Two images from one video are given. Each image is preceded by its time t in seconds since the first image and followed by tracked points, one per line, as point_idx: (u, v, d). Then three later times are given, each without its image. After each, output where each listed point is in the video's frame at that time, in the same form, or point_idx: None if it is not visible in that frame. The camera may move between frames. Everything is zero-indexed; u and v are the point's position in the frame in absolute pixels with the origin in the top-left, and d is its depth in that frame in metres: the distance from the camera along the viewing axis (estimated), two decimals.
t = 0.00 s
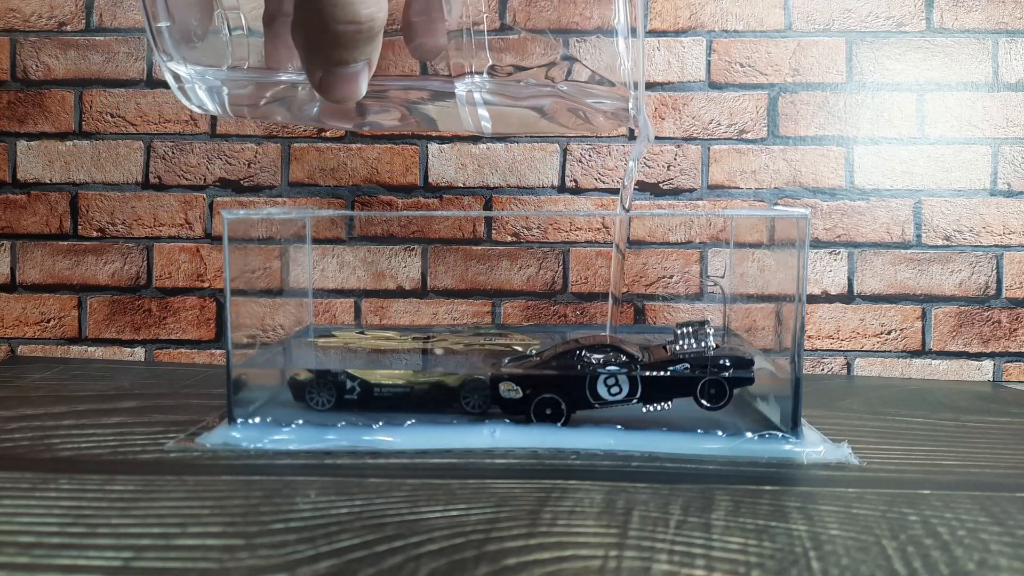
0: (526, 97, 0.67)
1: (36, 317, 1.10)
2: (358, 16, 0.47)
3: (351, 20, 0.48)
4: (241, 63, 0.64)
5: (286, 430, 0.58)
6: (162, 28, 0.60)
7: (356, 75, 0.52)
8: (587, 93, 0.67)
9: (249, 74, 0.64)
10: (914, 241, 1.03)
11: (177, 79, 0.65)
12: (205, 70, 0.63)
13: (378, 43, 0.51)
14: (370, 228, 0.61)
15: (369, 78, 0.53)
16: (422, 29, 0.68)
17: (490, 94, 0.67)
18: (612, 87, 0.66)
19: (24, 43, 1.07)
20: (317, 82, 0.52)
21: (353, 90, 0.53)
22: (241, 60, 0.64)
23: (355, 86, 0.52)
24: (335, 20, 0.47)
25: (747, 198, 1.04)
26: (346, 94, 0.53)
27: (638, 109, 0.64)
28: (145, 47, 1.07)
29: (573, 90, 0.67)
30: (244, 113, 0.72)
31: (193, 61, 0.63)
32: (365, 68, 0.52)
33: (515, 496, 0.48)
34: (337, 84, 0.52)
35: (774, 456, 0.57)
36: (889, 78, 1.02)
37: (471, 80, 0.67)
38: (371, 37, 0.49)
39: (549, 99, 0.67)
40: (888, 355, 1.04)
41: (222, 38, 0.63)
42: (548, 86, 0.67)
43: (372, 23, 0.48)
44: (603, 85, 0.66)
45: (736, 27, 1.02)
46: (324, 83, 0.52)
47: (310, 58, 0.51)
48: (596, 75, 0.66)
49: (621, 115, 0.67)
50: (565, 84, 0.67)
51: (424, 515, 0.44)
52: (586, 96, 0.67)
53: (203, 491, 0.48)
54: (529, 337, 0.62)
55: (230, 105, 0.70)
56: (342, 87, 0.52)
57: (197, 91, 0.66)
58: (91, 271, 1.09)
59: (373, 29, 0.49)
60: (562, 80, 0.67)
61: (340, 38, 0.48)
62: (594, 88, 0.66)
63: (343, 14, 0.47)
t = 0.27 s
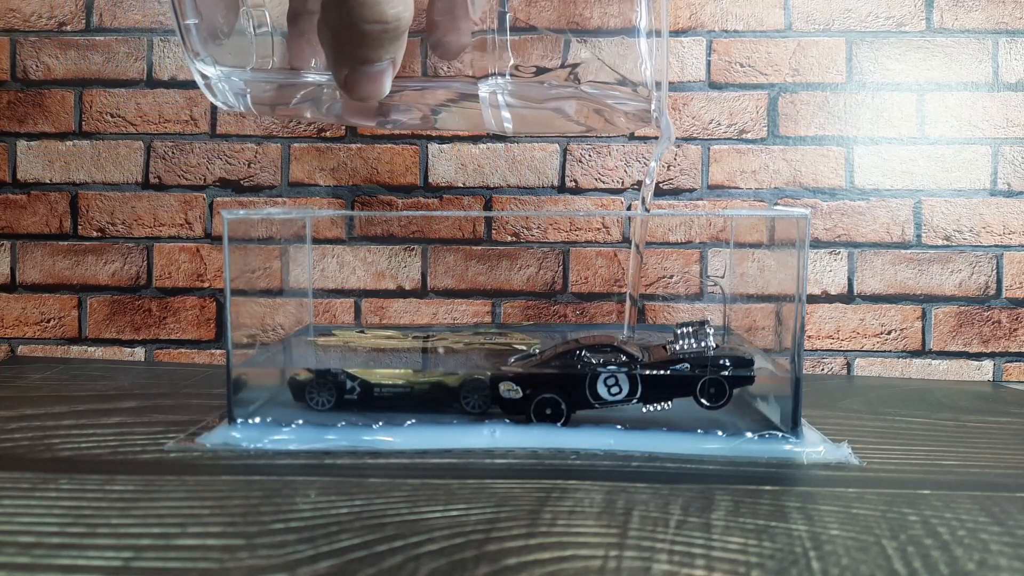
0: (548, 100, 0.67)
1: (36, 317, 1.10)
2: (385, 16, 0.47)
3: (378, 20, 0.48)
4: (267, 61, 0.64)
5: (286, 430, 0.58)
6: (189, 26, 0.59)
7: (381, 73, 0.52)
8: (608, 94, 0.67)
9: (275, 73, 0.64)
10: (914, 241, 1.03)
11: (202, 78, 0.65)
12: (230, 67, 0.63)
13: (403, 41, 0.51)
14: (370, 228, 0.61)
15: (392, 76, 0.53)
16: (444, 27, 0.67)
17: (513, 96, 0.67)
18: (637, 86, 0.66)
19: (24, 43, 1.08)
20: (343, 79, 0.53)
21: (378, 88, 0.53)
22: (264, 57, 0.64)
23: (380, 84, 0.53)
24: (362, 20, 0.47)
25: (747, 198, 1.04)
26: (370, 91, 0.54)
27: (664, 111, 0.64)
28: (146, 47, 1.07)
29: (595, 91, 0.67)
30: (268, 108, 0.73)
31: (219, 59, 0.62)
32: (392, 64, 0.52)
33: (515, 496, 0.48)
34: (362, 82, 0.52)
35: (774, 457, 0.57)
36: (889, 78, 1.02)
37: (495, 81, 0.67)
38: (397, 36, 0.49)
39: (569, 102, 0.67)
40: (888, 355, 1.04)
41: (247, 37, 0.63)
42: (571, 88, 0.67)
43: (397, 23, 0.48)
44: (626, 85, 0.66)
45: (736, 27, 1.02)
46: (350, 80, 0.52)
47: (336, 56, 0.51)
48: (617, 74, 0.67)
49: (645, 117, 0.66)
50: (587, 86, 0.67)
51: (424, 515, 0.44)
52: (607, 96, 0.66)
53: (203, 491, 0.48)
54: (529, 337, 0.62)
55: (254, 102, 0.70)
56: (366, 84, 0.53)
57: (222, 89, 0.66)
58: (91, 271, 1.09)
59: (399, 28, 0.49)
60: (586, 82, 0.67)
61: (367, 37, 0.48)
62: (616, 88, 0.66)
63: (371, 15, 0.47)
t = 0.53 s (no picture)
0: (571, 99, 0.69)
1: (36, 317, 1.10)
2: (408, 15, 0.49)
3: (402, 18, 0.50)
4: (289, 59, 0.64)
5: (286, 430, 0.58)
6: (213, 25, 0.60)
7: (403, 71, 0.55)
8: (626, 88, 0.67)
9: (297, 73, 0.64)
10: (914, 241, 1.03)
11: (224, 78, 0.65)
12: (251, 66, 0.63)
13: (425, 40, 0.53)
14: (370, 228, 0.61)
15: (413, 75, 0.56)
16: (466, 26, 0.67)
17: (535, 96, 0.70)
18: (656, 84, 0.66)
19: (24, 43, 1.08)
20: (366, 77, 0.55)
21: (399, 86, 0.56)
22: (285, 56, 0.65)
23: (402, 82, 0.55)
24: (386, 20, 0.50)
25: (747, 198, 1.04)
26: (392, 87, 0.56)
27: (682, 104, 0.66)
28: (145, 47, 1.07)
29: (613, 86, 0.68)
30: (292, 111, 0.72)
31: (242, 58, 0.63)
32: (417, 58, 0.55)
33: (515, 496, 0.48)
34: (384, 80, 0.55)
35: (774, 457, 0.57)
36: (889, 78, 1.02)
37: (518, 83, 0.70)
38: (419, 34, 0.51)
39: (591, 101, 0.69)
40: (888, 355, 1.04)
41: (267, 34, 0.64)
42: (593, 86, 0.68)
43: (421, 21, 0.50)
44: (643, 84, 0.66)
45: (736, 27, 1.02)
46: (373, 77, 0.55)
47: (359, 54, 0.54)
48: (633, 72, 0.67)
49: (666, 115, 0.67)
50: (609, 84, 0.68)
51: (424, 515, 0.44)
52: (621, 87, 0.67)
53: (203, 491, 0.48)
54: (529, 337, 0.62)
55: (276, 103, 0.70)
56: (388, 81, 0.55)
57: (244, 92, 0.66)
58: (91, 271, 1.09)
59: (422, 26, 0.51)
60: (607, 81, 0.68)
61: (391, 36, 0.50)
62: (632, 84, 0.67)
63: (395, 15, 0.49)
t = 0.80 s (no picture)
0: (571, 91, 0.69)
1: (36, 317, 1.10)
2: (412, 4, 0.51)
3: (406, 7, 0.52)
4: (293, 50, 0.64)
5: (286, 430, 0.58)
6: (217, 14, 0.60)
7: (406, 62, 0.56)
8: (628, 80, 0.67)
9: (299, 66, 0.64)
10: (914, 241, 1.03)
11: (228, 68, 0.65)
12: (255, 58, 0.64)
13: (427, 30, 0.55)
14: (369, 228, 0.61)
15: (416, 66, 0.57)
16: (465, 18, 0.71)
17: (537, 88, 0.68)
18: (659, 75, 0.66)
19: (24, 43, 1.08)
20: (370, 69, 0.56)
21: (402, 77, 0.57)
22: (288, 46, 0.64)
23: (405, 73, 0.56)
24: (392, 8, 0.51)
25: (747, 198, 1.04)
26: (396, 78, 0.57)
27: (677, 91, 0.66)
28: (145, 47, 1.07)
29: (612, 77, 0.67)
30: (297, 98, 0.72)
31: (245, 50, 0.63)
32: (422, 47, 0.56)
33: (515, 496, 0.48)
34: (388, 71, 0.56)
35: (774, 456, 0.57)
36: (889, 78, 1.02)
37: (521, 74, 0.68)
38: (423, 23, 0.53)
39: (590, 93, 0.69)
40: (888, 355, 1.04)
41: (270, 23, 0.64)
42: (595, 78, 0.67)
43: (424, 11, 0.52)
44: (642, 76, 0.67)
45: (736, 27, 1.02)
46: (377, 67, 0.56)
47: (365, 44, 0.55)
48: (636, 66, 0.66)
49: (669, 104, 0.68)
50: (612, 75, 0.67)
51: (424, 515, 0.44)
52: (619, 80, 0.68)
53: (203, 491, 0.48)
54: (529, 336, 0.62)
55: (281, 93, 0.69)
56: (392, 73, 0.56)
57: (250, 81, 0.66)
58: (91, 271, 1.09)
59: (426, 15, 0.53)
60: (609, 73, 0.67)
61: (395, 24, 0.52)
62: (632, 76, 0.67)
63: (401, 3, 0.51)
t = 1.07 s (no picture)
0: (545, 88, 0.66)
1: (36, 317, 1.10)
2: None
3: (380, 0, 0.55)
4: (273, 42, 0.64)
5: (287, 430, 0.58)
6: (194, 3, 0.59)
7: (380, 55, 0.59)
8: (606, 77, 0.64)
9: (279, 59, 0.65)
10: (914, 241, 1.03)
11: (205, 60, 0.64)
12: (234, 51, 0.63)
13: (400, 25, 0.59)
14: (370, 228, 0.61)
15: (390, 60, 0.60)
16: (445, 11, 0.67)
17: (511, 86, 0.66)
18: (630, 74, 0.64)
19: (24, 43, 1.07)
20: (343, 61, 0.59)
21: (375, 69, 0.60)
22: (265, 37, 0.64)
23: (378, 65, 0.60)
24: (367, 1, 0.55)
25: (747, 198, 1.04)
26: (371, 69, 0.60)
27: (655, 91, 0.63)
28: (145, 47, 1.07)
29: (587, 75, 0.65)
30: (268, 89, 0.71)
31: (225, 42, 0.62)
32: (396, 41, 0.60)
33: (515, 496, 0.48)
34: (361, 62, 0.59)
35: (774, 456, 0.57)
36: (889, 78, 1.02)
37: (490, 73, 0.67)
38: (396, 17, 0.57)
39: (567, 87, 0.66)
40: (888, 355, 1.04)
41: (252, 14, 0.63)
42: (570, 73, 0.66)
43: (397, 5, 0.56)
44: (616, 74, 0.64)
45: (736, 27, 1.02)
46: (351, 60, 0.59)
47: (339, 36, 0.58)
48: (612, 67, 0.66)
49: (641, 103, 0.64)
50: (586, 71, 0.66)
51: (424, 515, 0.44)
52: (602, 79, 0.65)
53: (203, 491, 0.48)
54: (529, 335, 0.62)
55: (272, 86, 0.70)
56: (366, 64, 0.59)
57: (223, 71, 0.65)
58: (91, 271, 1.09)
59: (398, 9, 0.57)
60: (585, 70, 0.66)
61: (369, 16, 0.56)
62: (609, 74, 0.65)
63: None
